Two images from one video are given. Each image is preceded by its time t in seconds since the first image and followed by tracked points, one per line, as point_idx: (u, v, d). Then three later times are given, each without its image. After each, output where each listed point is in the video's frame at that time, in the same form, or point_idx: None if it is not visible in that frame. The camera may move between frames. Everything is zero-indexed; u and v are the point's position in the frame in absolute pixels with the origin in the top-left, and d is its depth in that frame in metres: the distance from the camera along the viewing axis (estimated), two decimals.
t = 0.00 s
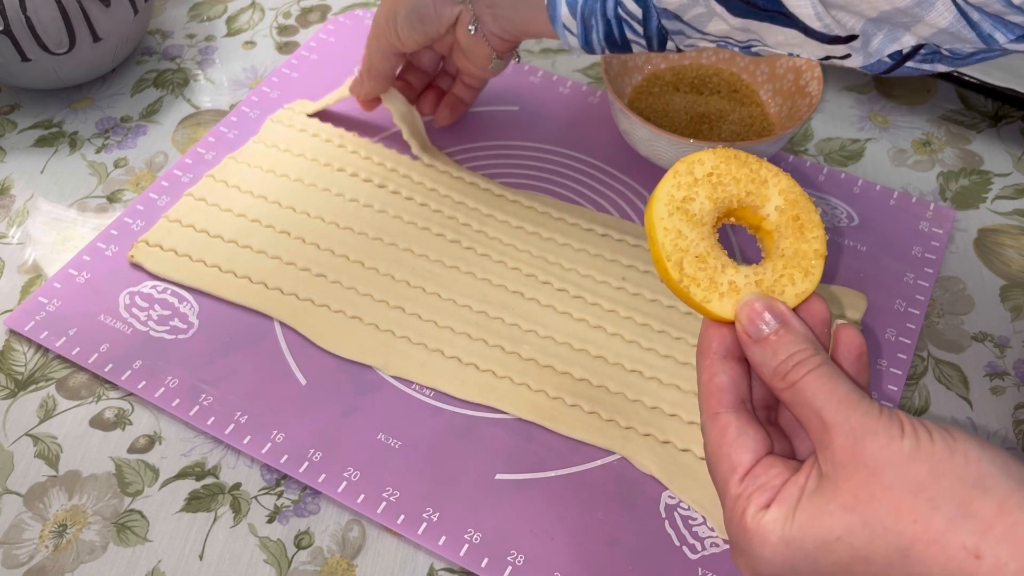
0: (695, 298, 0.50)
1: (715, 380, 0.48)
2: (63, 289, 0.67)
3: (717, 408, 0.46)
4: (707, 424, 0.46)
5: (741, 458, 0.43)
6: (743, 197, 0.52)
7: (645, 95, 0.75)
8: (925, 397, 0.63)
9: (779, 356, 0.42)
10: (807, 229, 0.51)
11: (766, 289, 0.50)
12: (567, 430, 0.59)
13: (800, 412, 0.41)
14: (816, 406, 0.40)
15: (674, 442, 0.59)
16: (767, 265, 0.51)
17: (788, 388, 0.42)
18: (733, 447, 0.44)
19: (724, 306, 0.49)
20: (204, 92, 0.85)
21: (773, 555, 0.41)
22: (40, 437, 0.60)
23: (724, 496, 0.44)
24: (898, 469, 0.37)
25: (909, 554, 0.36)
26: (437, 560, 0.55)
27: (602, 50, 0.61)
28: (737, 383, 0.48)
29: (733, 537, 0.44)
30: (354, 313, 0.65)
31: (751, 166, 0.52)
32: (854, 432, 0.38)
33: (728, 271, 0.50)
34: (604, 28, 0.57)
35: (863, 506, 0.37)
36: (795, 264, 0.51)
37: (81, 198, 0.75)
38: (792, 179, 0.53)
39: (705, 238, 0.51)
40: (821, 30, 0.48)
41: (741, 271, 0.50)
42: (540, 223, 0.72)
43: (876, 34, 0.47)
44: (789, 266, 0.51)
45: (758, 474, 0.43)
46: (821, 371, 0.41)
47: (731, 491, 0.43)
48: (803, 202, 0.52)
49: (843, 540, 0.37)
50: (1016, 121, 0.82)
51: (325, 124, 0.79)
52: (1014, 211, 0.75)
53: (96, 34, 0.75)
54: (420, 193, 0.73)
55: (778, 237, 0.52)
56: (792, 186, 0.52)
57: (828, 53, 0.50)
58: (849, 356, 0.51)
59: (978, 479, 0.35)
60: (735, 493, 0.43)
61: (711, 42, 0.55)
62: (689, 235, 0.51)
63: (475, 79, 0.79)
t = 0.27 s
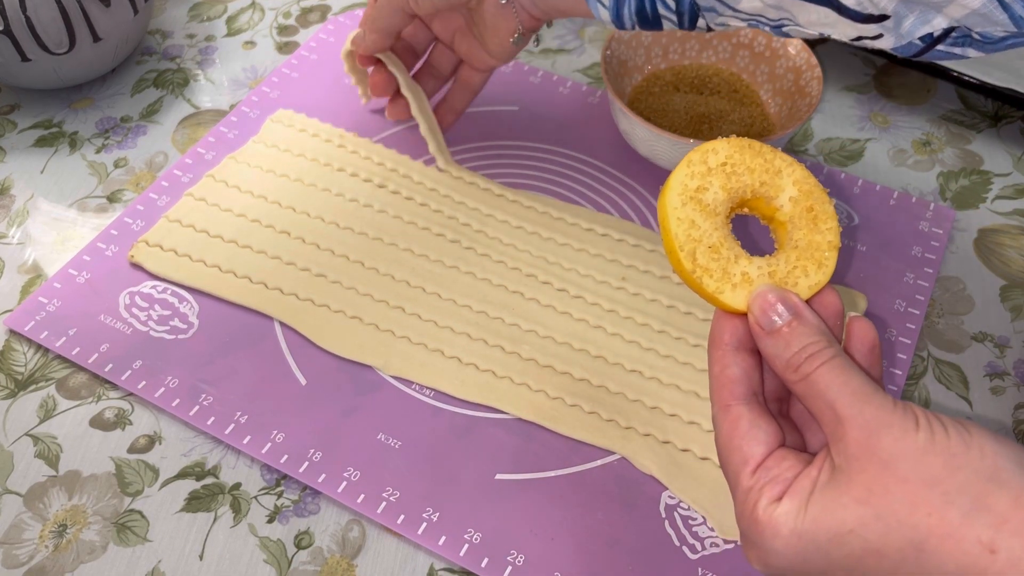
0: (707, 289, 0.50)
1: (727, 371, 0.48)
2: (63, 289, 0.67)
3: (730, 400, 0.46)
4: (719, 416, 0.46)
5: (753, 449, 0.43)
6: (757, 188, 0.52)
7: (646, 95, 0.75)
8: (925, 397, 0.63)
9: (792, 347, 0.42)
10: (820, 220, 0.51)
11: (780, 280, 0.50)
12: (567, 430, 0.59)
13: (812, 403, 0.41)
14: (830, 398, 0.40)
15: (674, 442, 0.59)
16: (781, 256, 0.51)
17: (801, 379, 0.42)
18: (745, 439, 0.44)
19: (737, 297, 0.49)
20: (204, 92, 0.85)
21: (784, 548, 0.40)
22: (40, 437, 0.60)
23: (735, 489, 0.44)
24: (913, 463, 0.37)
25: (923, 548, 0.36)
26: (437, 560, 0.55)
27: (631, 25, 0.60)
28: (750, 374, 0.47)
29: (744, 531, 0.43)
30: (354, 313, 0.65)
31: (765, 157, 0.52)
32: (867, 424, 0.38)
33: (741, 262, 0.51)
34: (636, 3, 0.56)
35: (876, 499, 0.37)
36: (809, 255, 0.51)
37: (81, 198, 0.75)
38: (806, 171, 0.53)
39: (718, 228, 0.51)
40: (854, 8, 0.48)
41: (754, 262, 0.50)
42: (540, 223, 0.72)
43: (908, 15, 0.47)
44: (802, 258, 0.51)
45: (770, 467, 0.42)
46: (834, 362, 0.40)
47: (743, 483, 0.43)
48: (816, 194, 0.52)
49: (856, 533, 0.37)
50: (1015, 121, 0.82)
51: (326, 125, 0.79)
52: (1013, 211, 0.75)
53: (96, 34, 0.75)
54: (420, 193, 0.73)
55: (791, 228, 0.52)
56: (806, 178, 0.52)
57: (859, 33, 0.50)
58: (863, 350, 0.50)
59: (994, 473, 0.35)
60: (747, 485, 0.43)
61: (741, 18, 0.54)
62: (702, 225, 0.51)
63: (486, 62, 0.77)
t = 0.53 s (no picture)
0: (711, 288, 0.49)
1: (732, 373, 0.48)
2: (63, 289, 0.67)
3: (734, 402, 0.46)
4: (724, 419, 0.46)
5: (759, 452, 0.43)
6: (760, 186, 0.52)
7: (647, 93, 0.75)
8: (925, 397, 0.63)
9: (798, 347, 0.42)
10: (825, 219, 0.51)
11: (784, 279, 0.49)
12: (567, 430, 0.59)
13: (819, 405, 0.41)
14: (838, 399, 0.39)
15: (674, 442, 0.59)
16: (785, 255, 0.50)
17: (807, 380, 0.41)
18: (751, 442, 0.44)
19: (741, 297, 0.49)
20: (204, 92, 0.85)
21: (792, 552, 0.40)
22: (40, 437, 0.60)
23: (741, 492, 0.44)
24: (923, 466, 0.36)
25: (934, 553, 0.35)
26: (437, 560, 0.55)
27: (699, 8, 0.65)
28: (755, 377, 0.47)
29: (751, 535, 0.43)
30: (354, 313, 0.65)
31: (768, 155, 0.52)
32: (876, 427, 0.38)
33: (745, 261, 0.50)
34: None
35: (886, 503, 0.37)
36: (813, 254, 0.50)
37: (81, 198, 0.75)
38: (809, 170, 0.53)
39: (721, 227, 0.50)
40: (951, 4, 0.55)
41: (758, 261, 0.50)
42: (540, 223, 0.72)
43: None
44: (807, 257, 0.50)
45: (776, 470, 0.42)
46: (842, 364, 0.40)
47: (749, 487, 0.43)
48: (820, 192, 0.52)
49: (865, 537, 0.37)
50: (1015, 121, 0.82)
51: (325, 124, 0.79)
52: (1013, 211, 0.75)
53: (96, 34, 0.75)
54: (420, 193, 0.73)
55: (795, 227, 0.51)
56: (809, 177, 0.52)
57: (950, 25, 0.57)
58: (867, 348, 0.51)
59: (1007, 475, 0.35)
60: (753, 489, 0.43)
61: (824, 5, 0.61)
62: (705, 224, 0.50)
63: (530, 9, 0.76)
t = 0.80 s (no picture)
0: (714, 269, 0.49)
1: (734, 356, 0.48)
2: (63, 289, 0.67)
3: (737, 385, 0.46)
4: (726, 403, 0.46)
5: (762, 437, 0.43)
6: (764, 170, 0.52)
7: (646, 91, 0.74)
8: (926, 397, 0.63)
9: (801, 329, 0.42)
10: (828, 204, 0.51)
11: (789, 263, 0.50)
12: (567, 430, 0.59)
13: (824, 387, 0.41)
14: (844, 380, 0.39)
15: (674, 442, 0.59)
16: (788, 239, 0.51)
17: (812, 362, 0.41)
18: (754, 426, 0.44)
19: (744, 280, 0.49)
20: (204, 92, 0.85)
21: (795, 538, 0.40)
22: (40, 437, 0.60)
23: (743, 478, 0.44)
24: (934, 450, 0.37)
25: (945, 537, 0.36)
26: (437, 561, 0.55)
27: None
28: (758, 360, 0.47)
29: (753, 522, 0.43)
30: (353, 313, 0.65)
31: (772, 140, 0.52)
32: (884, 410, 0.38)
33: (748, 244, 0.50)
34: None
35: (896, 487, 0.37)
36: (817, 239, 0.50)
37: (81, 198, 0.75)
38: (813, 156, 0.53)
39: (725, 210, 0.50)
40: None
41: (762, 244, 0.50)
42: (540, 223, 0.72)
43: None
44: (811, 241, 0.50)
45: (779, 455, 0.42)
46: (847, 345, 0.40)
47: (752, 472, 0.43)
48: (824, 178, 0.52)
49: (873, 522, 0.37)
50: (1015, 121, 0.82)
51: (325, 124, 0.79)
52: (1014, 211, 0.75)
53: (96, 34, 0.75)
54: (419, 193, 0.73)
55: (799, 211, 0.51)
56: (812, 162, 0.52)
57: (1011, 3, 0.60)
58: (871, 335, 0.51)
59: (1015, 460, 0.36)
60: (756, 474, 0.42)
61: None
62: (708, 206, 0.50)
63: None
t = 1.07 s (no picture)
0: (697, 304, 0.50)
1: (720, 388, 0.48)
2: (66, 289, 0.68)
3: (721, 415, 0.47)
4: (712, 432, 0.47)
5: (744, 462, 0.44)
6: (751, 214, 0.53)
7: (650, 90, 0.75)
8: (924, 396, 0.63)
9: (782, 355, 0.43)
10: (815, 244, 0.51)
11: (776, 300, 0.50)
12: (567, 429, 0.59)
13: (806, 414, 0.41)
14: (824, 407, 0.39)
15: (673, 441, 0.59)
16: (775, 276, 0.51)
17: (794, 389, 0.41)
18: (737, 451, 0.44)
19: (728, 313, 0.49)
20: (205, 93, 0.85)
21: (777, 561, 0.40)
22: (42, 437, 0.60)
23: (728, 502, 0.44)
24: (912, 472, 0.36)
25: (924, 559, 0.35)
26: (438, 559, 0.55)
27: None
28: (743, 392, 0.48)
29: (737, 546, 0.43)
30: (354, 313, 0.65)
31: (759, 187, 0.53)
32: (862, 434, 0.38)
33: (734, 280, 0.51)
34: None
35: (874, 509, 0.36)
36: (804, 277, 0.50)
37: (83, 198, 0.75)
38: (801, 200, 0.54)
39: (709, 249, 0.51)
40: None
41: (747, 280, 0.50)
42: (540, 223, 0.72)
43: None
44: (798, 278, 0.50)
45: (761, 479, 0.43)
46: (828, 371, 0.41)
47: (736, 497, 0.43)
48: (811, 221, 0.52)
49: (852, 544, 0.37)
50: (1013, 122, 0.82)
51: (326, 125, 0.80)
52: (1011, 212, 0.76)
53: (98, 35, 0.75)
54: (420, 193, 0.74)
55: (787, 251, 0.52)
56: (800, 206, 0.53)
57: None
58: (860, 367, 0.52)
59: (996, 480, 0.35)
60: (739, 498, 0.43)
61: None
62: (693, 245, 0.51)
63: None
